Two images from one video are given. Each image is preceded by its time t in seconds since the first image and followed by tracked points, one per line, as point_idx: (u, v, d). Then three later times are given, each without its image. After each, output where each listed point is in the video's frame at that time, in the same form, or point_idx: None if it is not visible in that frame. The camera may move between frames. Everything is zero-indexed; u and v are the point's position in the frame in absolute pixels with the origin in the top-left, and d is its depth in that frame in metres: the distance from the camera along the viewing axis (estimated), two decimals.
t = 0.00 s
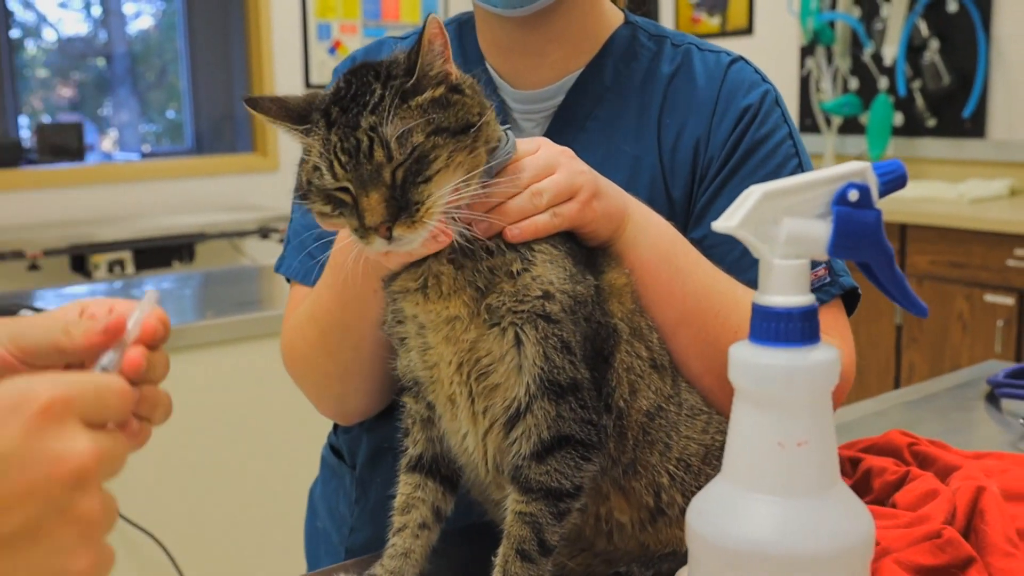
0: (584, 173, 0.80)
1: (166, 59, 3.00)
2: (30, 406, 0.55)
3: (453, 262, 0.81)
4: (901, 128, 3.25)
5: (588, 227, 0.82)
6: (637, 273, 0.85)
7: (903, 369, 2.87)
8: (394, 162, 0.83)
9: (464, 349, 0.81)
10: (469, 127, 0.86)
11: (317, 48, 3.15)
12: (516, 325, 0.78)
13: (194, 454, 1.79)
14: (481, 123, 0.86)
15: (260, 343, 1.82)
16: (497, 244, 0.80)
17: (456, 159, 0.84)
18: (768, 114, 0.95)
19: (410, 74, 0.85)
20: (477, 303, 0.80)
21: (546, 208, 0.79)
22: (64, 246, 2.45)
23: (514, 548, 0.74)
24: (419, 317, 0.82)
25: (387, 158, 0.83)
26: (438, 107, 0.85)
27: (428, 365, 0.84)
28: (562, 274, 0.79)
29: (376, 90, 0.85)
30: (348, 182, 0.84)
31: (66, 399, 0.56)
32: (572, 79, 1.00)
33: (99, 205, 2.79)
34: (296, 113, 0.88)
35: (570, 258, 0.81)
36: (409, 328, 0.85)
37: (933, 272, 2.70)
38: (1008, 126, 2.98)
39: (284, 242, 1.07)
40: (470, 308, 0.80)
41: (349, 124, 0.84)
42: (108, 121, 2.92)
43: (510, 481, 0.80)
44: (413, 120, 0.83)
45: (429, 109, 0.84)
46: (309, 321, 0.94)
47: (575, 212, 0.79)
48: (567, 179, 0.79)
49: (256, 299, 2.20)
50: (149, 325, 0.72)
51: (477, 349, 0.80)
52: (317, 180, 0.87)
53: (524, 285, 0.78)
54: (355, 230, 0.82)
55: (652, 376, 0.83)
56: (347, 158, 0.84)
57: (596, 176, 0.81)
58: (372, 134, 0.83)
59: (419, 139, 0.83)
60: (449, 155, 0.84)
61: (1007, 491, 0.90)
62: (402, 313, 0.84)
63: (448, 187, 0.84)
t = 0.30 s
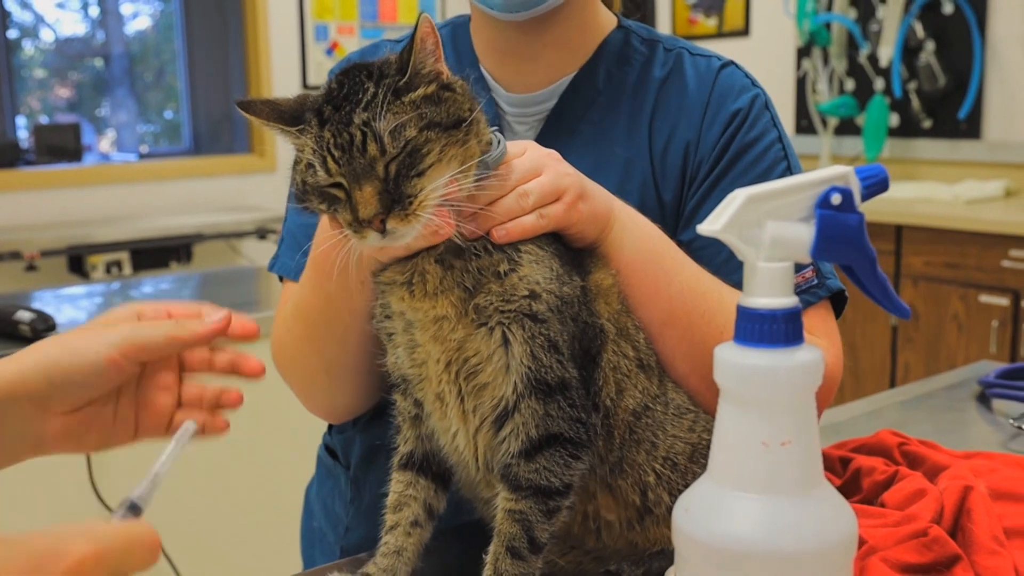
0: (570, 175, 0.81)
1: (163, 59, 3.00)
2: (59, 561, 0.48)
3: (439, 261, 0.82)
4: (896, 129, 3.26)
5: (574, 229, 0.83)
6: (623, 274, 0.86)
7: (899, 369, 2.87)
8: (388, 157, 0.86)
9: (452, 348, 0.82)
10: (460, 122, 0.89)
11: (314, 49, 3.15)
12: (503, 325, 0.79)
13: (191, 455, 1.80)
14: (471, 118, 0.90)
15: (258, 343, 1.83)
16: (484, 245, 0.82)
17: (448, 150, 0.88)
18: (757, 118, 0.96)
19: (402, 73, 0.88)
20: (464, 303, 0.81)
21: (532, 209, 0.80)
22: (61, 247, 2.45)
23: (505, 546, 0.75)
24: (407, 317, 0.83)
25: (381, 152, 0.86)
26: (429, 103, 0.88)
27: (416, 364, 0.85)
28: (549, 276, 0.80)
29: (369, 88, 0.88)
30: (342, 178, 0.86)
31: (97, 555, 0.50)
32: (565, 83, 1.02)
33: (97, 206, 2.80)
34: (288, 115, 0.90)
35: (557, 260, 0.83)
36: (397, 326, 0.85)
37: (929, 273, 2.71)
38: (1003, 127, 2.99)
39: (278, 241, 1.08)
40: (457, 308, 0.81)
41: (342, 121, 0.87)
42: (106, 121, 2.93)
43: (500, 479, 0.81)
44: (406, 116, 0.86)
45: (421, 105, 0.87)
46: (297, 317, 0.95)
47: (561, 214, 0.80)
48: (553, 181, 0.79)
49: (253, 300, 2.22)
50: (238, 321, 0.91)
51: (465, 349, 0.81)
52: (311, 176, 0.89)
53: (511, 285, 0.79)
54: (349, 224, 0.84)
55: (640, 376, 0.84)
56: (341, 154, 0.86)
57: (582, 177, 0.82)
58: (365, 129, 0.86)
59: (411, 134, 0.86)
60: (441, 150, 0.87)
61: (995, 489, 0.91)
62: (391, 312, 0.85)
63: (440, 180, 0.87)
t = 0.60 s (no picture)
0: (565, 176, 0.83)
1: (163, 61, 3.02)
2: None
3: (440, 257, 0.84)
4: (893, 131, 3.27)
5: (569, 229, 0.84)
6: (615, 276, 0.87)
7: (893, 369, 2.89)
8: (402, 131, 0.90)
9: (449, 344, 0.83)
10: (472, 107, 0.93)
11: (313, 50, 3.15)
12: (500, 322, 0.81)
13: (189, 454, 1.81)
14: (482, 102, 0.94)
15: (256, 344, 1.85)
16: (481, 242, 0.84)
17: (461, 127, 0.91)
18: (749, 124, 0.98)
19: (419, 56, 0.92)
20: (462, 298, 0.82)
21: (530, 207, 0.81)
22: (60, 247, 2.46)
23: (500, 540, 0.76)
24: (405, 313, 0.85)
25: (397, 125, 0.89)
26: (444, 85, 0.92)
27: (412, 359, 0.86)
28: (544, 275, 0.82)
29: (385, 69, 0.92)
30: (356, 151, 0.89)
31: None
32: (561, 89, 1.03)
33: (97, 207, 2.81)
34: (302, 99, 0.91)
35: (552, 260, 0.84)
36: (394, 323, 0.87)
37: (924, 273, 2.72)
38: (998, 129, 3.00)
39: (276, 246, 1.10)
40: (455, 304, 0.83)
41: (358, 98, 0.90)
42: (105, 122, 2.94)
43: (496, 475, 0.82)
44: (421, 94, 0.91)
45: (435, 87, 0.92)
46: (287, 319, 0.97)
47: (557, 214, 0.82)
48: (549, 181, 0.81)
49: (252, 300, 2.24)
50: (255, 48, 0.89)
51: (461, 344, 0.82)
52: (323, 154, 0.91)
53: (508, 282, 0.81)
54: (360, 197, 0.88)
55: (631, 377, 0.86)
56: (356, 129, 0.90)
57: (577, 179, 0.84)
58: (382, 104, 0.90)
59: (426, 111, 0.90)
60: (453, 128, 0.91)
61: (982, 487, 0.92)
62: (389, 308, 0.87)
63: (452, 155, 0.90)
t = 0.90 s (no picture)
0: (561, 195, 0.87)
1: (162, 59, 2.97)
2: None
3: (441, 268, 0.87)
4: (888, 133, 3.30)
5: (563, 244, 0.88)
6: (608, 290, 0.91)
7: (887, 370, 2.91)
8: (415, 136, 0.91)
9: (448, 353, 0.87)
10: (479, 118, 0.97)
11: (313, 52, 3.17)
12: (497, 332, 0.84)
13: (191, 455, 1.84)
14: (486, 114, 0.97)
15: (257, 347, 1.88)
16: (481, 255, 0.87)
17: (468, 136, 0.94)
18: (739, 144, 1.02)
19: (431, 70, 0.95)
20: (461, 310, 0.86)
21: (527, 223, 0.85)
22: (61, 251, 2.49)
23: (495, 542, 0.80)
24: (406, 323, 0.89)
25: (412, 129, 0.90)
26: (452, 95, 0.95)
27: (413, 368, 0.90)
28: (539, 288, 0.85)
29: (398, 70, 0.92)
30: (372, 152, 0.89)
31: None
32: (556, 109, 1.07)
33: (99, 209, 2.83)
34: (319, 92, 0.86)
35: (548, 273, 0.88)
36: (395, 333, 0.91)
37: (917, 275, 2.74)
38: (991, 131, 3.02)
39: (278, 257, 1.13)
40: (455, 314, 0.86)
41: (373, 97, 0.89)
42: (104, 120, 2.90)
43: (491, 479, 0.86)
44: (433, 100, 0.92)
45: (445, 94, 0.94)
46: (290, 330, 1.01)
47: (553, 229, 0.86)
48: (545, 199, 0.86)
49: (253, 304, 2.27)
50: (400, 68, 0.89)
51: (461, 354, 0.86)
52: (334, 152, 0.90)
53: (506, 294, 0.85)
54: (375, 197, 0.88)
55: (622, 387, 0.89)
56: (373, 128, 0.89)
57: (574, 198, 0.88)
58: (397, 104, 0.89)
59: (437, 118, 0.92)
60: (462, 135, 0.93)
61: (957, 489, 0.96)
62: (390, 318, 0.90)
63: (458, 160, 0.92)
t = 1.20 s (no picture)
0: (541, 230, 0.92)
1: (157, 57, 2.97)
2: None
3: (427, 301, 0.93)
4: (875, 139, 3.35)
5: (543, 277, 0.94)
6: (585, 320, 0.97)
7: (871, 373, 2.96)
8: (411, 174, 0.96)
9: (435, 380, 0.92)
10: (468, 160, 1.03)
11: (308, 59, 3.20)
12: (481, 361, 0.90)
13: (188, 462, 1.89)
14: (475, 158, 1.03)
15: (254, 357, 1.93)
16: (466, 288, 0.92)
17: (458, 178, 1.00)
18: (714, 177, 1.07)
19: (428, 113, 0.99)
20: (447, 340, 0.92)
21: (509, 258, 0.90)
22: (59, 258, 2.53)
23: (478, 558, 0.85)
24: (395, 352, 0.94)
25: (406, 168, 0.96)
26: (446, 138, 1.00)
27: (401, 394, 0.95)
28: (519, 320, 0.91)
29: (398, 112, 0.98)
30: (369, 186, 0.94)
31: None
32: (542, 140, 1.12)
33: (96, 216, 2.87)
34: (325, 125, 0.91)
35: (529, 305, 0.93)
36: (385, 360, 0.96)
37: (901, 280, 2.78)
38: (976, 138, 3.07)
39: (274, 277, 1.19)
40: (441, 344, 0.92)
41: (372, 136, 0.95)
42: (98, 120, 2.92)
43: (475, 499, 0.91)
44: (429, 143, 0.97)
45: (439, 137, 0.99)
46: (285, 354, 1.06)
47: (534, 263, 0.90)
48: (526, 234, 0.90)
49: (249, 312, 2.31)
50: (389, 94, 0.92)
51: (447, 381, 0.92)
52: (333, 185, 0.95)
53: (489, 326, 0.90)
54: (368, 229, 0.93)
55: (599, 413, 0.95)
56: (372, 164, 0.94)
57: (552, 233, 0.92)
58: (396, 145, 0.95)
59: (431, 160, 0.98)
60: (452, 177, 0.99)
61: (918, 504, 1.01)
62: (380, 347, 0.95)
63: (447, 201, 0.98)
